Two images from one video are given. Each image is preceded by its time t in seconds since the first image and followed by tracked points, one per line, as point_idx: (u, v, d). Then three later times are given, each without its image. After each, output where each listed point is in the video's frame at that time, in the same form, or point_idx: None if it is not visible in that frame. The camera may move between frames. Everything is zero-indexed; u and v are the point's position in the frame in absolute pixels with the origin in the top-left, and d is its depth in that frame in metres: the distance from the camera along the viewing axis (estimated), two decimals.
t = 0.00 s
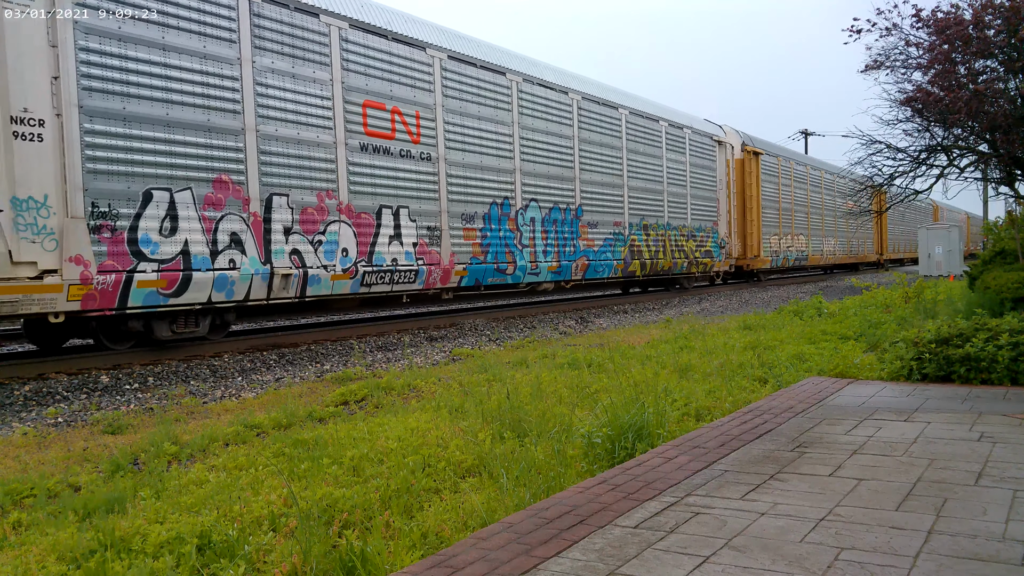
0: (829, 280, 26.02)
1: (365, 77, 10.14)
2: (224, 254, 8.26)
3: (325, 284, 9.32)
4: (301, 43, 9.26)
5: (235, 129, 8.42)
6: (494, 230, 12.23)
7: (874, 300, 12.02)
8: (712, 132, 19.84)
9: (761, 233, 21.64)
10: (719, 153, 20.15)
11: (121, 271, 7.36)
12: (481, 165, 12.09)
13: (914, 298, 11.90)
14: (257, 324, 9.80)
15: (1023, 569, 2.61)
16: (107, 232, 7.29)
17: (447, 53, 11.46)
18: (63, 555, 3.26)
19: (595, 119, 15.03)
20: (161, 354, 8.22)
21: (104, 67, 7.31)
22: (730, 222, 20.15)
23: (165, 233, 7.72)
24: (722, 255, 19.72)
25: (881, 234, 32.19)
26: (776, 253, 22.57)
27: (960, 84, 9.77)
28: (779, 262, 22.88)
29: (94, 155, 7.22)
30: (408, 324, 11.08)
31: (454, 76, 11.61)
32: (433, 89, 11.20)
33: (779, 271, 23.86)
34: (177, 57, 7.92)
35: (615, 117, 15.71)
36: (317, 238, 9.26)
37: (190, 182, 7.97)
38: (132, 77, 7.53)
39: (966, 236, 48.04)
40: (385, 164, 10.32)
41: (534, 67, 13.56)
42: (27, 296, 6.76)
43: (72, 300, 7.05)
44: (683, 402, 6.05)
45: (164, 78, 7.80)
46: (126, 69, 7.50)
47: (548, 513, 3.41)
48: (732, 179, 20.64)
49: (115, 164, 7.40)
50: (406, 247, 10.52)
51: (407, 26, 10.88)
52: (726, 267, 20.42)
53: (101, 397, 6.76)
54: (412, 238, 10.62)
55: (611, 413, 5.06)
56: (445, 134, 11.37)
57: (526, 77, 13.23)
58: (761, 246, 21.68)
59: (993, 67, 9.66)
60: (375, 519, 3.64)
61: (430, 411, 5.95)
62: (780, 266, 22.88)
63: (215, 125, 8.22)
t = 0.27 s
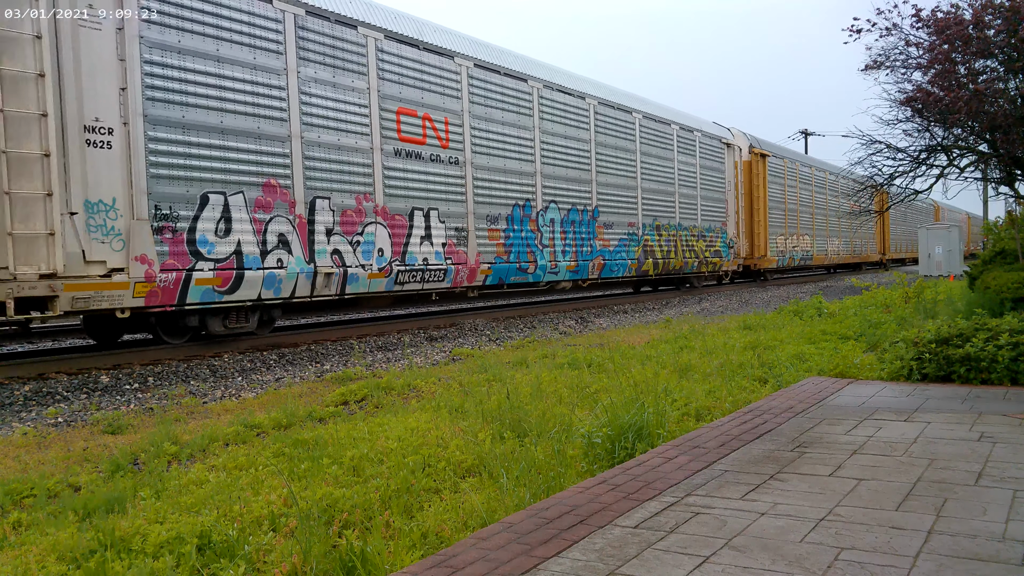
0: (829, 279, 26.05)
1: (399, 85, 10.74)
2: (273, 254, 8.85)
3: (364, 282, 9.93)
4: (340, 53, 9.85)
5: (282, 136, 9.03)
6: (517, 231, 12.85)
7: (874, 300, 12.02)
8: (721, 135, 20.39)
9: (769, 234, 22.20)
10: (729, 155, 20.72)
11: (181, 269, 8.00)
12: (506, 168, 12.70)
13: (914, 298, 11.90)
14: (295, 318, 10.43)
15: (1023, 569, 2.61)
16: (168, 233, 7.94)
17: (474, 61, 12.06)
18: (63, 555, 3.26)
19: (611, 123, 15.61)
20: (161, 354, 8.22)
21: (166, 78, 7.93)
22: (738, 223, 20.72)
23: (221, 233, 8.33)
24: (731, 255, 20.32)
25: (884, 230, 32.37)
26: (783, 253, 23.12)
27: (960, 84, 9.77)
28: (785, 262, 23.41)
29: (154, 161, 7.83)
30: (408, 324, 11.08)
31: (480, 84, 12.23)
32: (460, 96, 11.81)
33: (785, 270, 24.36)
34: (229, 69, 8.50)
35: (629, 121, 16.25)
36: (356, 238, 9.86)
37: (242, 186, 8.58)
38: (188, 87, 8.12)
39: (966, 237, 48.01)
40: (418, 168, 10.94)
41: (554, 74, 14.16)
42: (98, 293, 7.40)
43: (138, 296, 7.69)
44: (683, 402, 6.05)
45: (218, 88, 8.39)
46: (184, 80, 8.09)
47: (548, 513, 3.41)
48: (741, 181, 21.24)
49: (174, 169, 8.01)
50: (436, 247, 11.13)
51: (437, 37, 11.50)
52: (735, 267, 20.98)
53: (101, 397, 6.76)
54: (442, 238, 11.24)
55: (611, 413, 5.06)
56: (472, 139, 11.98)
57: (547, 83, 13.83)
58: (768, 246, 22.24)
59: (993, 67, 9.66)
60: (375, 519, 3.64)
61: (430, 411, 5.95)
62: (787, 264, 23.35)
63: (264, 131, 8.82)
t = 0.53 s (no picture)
0: (830, 279, 26.08)
1: (435, 94, 11.44)
2: (324, 254, 9.53)
3: (405, 280, 10.66)
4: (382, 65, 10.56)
5: (332, 143, 9.72)
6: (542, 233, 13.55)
7: (875, 300, 12.01)
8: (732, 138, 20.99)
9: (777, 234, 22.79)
10: (739, 158, 21.34)
11: (245, 268, 8.67)
12: (532, 171, 13.40)
13: (914, 298, 11.90)
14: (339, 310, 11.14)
15: (1023, 569, 2.61)
16: (233, 234, 8.62)
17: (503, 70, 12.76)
18: (63, 555, 3.26)
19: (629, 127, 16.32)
20: (160, 354, 8.21)
21: (230, 90, 8.61)
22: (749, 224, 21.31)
23: (279, 235, 9.03)
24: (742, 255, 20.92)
25: (886, 226, 32.62)
26: (791, 253, 23.68)
27: (959, 84, 9.77)
28: (793, 261, 23.95)
29: (220, 168, 8.49)
30: (408, 324, 11.08)
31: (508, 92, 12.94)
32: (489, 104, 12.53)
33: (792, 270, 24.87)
34: (286, 81, 9.20)
35: (645, 125, 16.89)
36: (398, 239, 10.57)
37: (298, 190, 9.27)
38: (248, 98, 8.80)
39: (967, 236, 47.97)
40: (452, 172, 11.67)
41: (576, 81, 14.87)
42: (172, 289, 8.11)
43: (206, 293, 8.36)
44: (683, 402, 6.05)
45: (275, 99, 9.08)
46: (245, 92, 8.78)
47: (548, 513, 3.41)
48: (751, 183, 21.85)
49: (238, 176, 8.68)
50: (469, 247, 11.84)
51: (470, 47, 12.22)
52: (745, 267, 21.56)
53: (101, 397, 6.76)
54: (473, 239, 11.91)
55: (611, 413, 5.06)
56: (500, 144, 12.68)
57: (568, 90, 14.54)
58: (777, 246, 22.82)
59: (993, 67, 9.66)
60: (375, 519, 3.64)
61: (430, 411, 5.95)
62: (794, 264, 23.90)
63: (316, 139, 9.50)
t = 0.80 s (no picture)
0: (830, 279, 26.12)
1: (467, 102, 12.19)
2: (369, 254, 10.23)
3: (441, 278, 11.43)
4: (421, 75, 11.28)
5: (377, 149, 10.44)
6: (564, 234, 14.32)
7: (875, 300, 12.02)
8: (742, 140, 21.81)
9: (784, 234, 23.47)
10: (748, 160, 22.09)
11: (301, 267, 9.41)
12: (555, 175, 14.18)
13: (914, 298, 11.91)
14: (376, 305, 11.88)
15: (1023, 569, 2.61)
16: (290, 236, 9.32)
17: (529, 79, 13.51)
18: (63, 555, 3.26)
19: (648, 132, 17.23)
20: (160, 354, 8.22)
21: (286, 101, 9.30)
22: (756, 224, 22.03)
23: (330, 236, 9.73)
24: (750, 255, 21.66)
25: (891, 226, 32.98)
26: (798, 252, 24.32)
27: (960, 83, 9.79)
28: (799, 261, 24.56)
29: (278, 173, 9.19)
30: (408, 324, 11.09)
31: (533, 99, 13.70)
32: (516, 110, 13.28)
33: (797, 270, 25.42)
34: (336, 92, 9.92)
35: (660, 130, 17.70)
36: (434, 239, 11.34)
37: (346, 195, 9.98)
38: (302, 108, 9.49)
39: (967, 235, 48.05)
40: (483, 176, 12.46)
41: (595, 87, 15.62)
42: (236, 287, 8.78)
43: (266, 290, 9.07)
44: (683, 402, 6.05)
45: (326, 109, 9.79)
46: (301, 103, 9.49)
47: (548, 513, 3.41)
48: (759, 185, 22.59)
49: (294, 181, 9.39)
50: (497, 247, 12.63)
51: (499, 57, 13.01)
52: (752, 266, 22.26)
53: (101, 397, 6.76)
54: (502, 239, 12.71)
55: (611, 413, 5.07)
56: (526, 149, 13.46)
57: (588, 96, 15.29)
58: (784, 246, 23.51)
59: (993, 67, 9.66)
60: (375, 519, 3.65)
61: (431, 411, 5.95)
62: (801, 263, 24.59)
63: (363, 145, 10.23)
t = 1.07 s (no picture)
0: (829, 279, 26.14)
1: (496, 110, 12.76)
2: (409, 254, 10.76)
3: (472, 276, 11.95)
4: (455, 84, 11.83)
5: (416, 155, 11.00)
6: (585, 234, 14.84)
7: (875, 300, 12.02)
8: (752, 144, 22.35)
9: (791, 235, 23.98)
10: (757, 162, 22.65)
11: (349, 266, 9.95)
12: (577, 178, 14.72)
13: (914, 298, 11.91)
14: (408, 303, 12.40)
15: (1023, 568, 2.61)
16: (339, 237, 9.87)
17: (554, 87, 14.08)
18: (63, 555, 3.26)
19: (662, 135, 17.79)
20: (160, 354, 8.22)
21: (336, 110, 9.85)
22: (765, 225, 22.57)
23: (374, 236, 10.28)
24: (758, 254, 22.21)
25: (892, 226, 33.21)
26: (805, 252, 24.81)
27: (959, 84, 9.80)
28: (805, 261, 25.03)
29: (329, 178, 9.73)
30: (408, 324, 11.10)
31: (558, 106, 14.28)
32: (541, 117, 13.85)
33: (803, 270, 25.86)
34: (379, 100, 10.46)
35: (673, 133, 18.28)
36: (466, 240, 11.87)
37: (389, 198, 10.54)
38: (349, 116, 10.03)
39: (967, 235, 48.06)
40: (511, 180, 13.03)
41: (613, 94, 16.20)
42: (293, 284, 9.32)
43: (317, 288, 9.61)
44: (683, 402, 6.05)
45: (370, 116, 10.33)
46: (348, 111, 10.02)
47: (548, 513, 3.41)
48: (767, 187, 23.13)
49: (343, 184, 9.93)
50: (524, 248, 13.17)
51: (525, 66, 13.56)
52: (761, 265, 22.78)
53: (101, 397, 6.76)
54: (527, 241, 13.26)
55: (611, 413, 5.07)
56: (551, 153, 14.02)
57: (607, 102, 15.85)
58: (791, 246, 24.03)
59: (993, 67, 9.66)
60: (375, 519, 3.65)
61: (430, 411, 5.96)
62: (808, 263, 25.10)
63: (403, 151, 10.76)
